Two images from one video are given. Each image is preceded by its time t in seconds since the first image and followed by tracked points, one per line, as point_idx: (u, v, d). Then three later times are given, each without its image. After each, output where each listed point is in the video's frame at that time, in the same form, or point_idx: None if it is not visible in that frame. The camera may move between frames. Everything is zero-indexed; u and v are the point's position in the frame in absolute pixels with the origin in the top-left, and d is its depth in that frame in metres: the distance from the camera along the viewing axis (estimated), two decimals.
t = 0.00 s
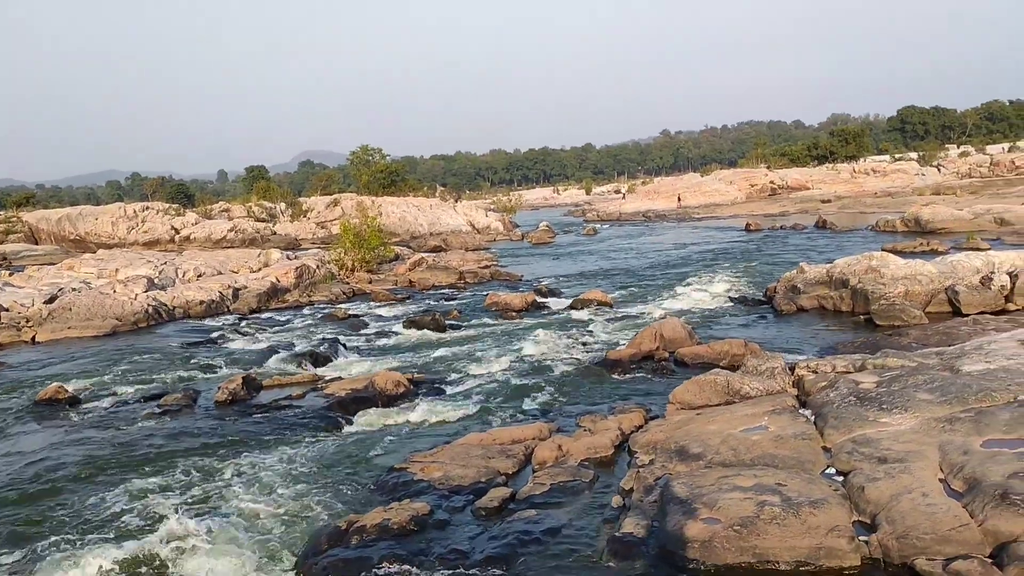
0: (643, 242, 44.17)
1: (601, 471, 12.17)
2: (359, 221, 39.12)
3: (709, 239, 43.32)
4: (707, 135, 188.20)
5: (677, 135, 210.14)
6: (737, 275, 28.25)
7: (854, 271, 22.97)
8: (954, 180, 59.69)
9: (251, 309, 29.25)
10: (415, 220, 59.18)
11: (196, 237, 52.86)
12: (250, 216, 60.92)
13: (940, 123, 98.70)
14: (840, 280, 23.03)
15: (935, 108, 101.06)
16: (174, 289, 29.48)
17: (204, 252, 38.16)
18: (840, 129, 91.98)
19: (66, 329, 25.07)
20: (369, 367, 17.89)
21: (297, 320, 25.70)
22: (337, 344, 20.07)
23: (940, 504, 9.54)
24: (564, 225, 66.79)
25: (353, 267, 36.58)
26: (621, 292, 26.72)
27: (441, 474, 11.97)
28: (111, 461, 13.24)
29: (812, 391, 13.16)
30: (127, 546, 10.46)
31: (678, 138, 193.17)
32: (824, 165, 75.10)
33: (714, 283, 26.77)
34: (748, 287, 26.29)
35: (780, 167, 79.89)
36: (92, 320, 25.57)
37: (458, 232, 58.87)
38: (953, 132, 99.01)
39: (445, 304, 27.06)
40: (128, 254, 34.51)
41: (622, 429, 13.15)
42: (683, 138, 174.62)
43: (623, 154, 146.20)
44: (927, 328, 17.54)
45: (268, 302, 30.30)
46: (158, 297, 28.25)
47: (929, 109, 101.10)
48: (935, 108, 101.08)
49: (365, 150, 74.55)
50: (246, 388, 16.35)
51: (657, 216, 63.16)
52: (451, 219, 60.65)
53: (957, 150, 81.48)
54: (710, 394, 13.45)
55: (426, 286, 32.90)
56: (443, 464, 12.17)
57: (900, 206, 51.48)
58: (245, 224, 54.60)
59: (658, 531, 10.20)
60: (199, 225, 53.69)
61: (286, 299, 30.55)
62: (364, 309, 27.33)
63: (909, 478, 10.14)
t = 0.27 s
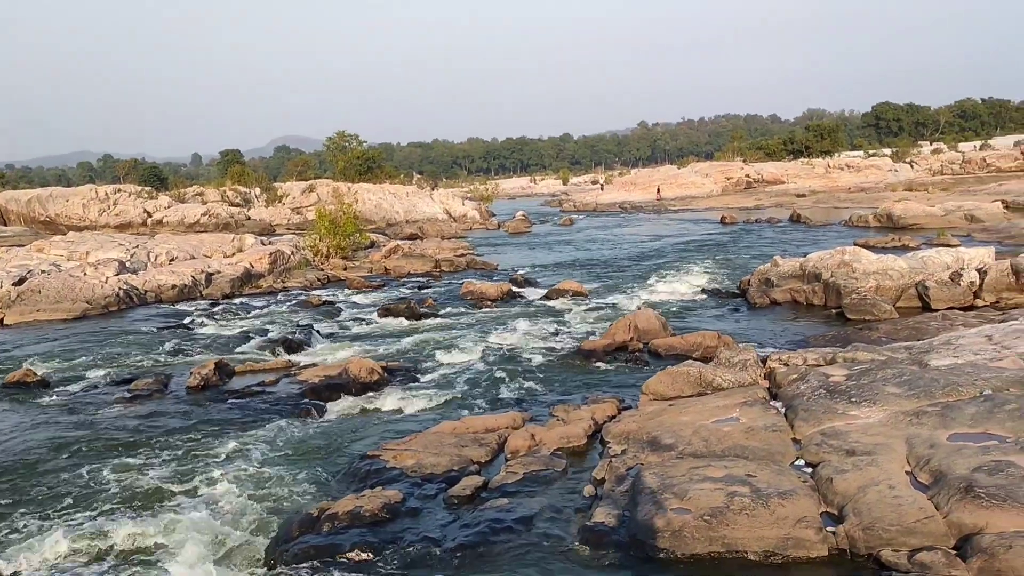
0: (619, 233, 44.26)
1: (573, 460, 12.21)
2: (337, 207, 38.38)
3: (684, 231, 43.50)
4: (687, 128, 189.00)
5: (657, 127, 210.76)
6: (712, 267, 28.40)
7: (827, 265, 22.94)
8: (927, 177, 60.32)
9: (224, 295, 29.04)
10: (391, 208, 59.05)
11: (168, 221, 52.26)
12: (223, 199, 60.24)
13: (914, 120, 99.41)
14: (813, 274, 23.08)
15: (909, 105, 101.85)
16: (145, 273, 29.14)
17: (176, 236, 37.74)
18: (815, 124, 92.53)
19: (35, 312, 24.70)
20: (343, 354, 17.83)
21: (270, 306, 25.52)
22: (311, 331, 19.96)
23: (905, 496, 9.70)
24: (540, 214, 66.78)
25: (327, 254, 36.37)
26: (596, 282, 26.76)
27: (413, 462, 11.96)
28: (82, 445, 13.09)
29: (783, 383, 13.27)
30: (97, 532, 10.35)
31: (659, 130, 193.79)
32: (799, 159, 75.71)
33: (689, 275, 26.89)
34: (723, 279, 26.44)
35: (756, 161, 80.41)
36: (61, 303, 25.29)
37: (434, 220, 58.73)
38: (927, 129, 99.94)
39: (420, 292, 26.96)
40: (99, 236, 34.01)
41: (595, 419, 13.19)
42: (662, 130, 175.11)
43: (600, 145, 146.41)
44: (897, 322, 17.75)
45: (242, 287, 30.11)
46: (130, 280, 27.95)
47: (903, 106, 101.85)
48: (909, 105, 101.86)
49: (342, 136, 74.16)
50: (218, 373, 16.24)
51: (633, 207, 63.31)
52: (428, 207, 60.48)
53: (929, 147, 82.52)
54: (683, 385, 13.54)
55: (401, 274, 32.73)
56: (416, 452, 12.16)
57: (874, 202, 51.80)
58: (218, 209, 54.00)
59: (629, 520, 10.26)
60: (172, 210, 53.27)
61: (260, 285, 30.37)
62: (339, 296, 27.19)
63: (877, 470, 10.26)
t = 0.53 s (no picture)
0: (592, 229, 44.43)
1: (543, 456, 12.23)
2: (309, 200, 38.55)
3: (656, 227, 43.72)
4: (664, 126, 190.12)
5: (631, 124, 211.33)
6: (684, 264, 28.55)
7: (797, 263, 23.24)
8: (896, 178, 61.13)
9: (194, 286, 28.81)
10: (364, 201, 58.85)
11: (137, 212, 51.05)
12: (194, 189, 59.63)
13: (884, 121, 100.62)
14: (783, 272, 23.37)
15: (879, 106, 103.14)
16: (113, 263, 28.79)
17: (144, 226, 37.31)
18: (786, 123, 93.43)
19: None
20: (314, 348, 17.72)
21: (241, 298, 25.31)
22: (282, 324, 19.83)
23: (870, 492, 9.82)
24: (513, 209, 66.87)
25: (299, 247, 36.05)
26: (569, 278, 26.81)
27: (383, 456, 11.93)
28: (47, 438, 12.89)
29: (752, 380, 13.37)
30: (60, 527, 10.20)
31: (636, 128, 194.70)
32: (771, 158, 76.45)
33: (662, 272, 27.00)
34: (694, 277, 26.59)
35: (729, 159, 81.03)
36: (26, 292, 24.99)
37: (407, 213, 58.65)
38: (896, 130, 101.23)
39: (392, 285, 26.89)
40: (65, 225, 33.51)
41: (565, 415, 13.21)
42: (639, 127, 175.86)
43: (574, 141, 146.93)
44: (865, 321, 17.98)
45: (211, 278, 29.92)
46: (97, 270, 27.62)
47: (874, 107, 103.09)
48: (879, 106, 103.15)
49: (315, 128, 73.78)
50: (187, 365, 16.10)
51: (606, 203, 63.56)
52: (401, 201, 60.36)
53: (897, 147, 83.69)
54: (654, 381, 13.59)
55: (373, 267, 32.69)
56: (386, 446, 12.12)
57: (845, 201, 52.29)
58: (189, 199, 53.45)
59: (598, 516, 10.30)
60: (141, 199, 52.23)
61: (230, 277, 30.23)
62: (310, 289, 27.05)
63: (843, 467, 10.38)
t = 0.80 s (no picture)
0: (557, 228, 44.58)
1: (505, 455, 12.23)
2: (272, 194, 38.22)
3: (620, 228, 43.97)
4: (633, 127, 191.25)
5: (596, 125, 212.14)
6: (647, 265, 28.72)
7: (759, 265, 23.48)
8: (855, 183, 62.08)
9: (152, 281, 28.39)
10: (328, 197, 58.44)
11: (95, 204, 49.89)
12: (154, 182, 58.78)
13: (844, 126, 102.26)
14: (745, 274, 23.59)
15: (840, 111, 104.79)
16: (70, 257, 28.24)
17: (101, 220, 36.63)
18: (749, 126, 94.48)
19: None
20: (275, 345, 17.57)
21: (200, 294, 24.99)
22: (243, 321, 19.64)
23: (827, 493, 9.94)
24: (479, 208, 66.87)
25: (262, 242, 36.03)
26: (532, 278, 26.84)
27: (344, 455, 11.85)
28: (8, 432, 12.71)
29: (713, 380, 13.47)
30: (13, 523, 10.03)
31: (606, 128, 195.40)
32: (734, 161, 77.21)
33: (625, 272, 27.14)
34: (657, 278, 26.76)
35: (693, 160, 81.75)
36: None
37: (371, 210, 58.42)
38: (856, 135, 102.91)
39: (356, 283, 26.75)
40: (20, 218, 32.76)
41: (528, 414, 13.22)
42: (609, 127, 176.54)
43: (541, 141, 147.52)
44: (824, 323, 18.24)
45: (171, 274, 29.59)
46: (53, 264, 27.08)
47: (835, 112, 104.66)
48: (840, 111, 104.79)
49: (279, 123, 73.30)
50: (144, 362, 15.87)
51: (571, 203, 63.77)
52: (366, 198, 60.06)
53: (857, 153, 85.09)
54: (616, 381, 13.65)
55: (336, 264, 32.52)
56: (346, 445, 12.05)
57: (806, 205, 52.87)
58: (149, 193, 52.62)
59: (558, 515, 10.32)
60: (99, 192, 51.29)
61: (191, 273, 29.95)
62: (272, 286, 26.81)
63: (800, 467, 10.49)
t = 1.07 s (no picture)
0: (518, 231, 44.74)
1: (463, 457, 12.22)
2: (230, 194, 38.00)
3: (581, 232, 44.19)
4: (600, 131, 192.31)
5: (561, 128, 212.80)
6: (607, 269, 28.87)
7: (717, 270, 23.64)
8: (812, 190, 63.18)
9: (106, 281, 27.91)
10: (288, 198, 57.96)
11: (47, 202, 49.05)
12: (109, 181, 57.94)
13: (802, 134, 104.11)
14: (704, 279, 23.76)
15: (798, 119, 106.65)
16: (20, 256, 27.64)
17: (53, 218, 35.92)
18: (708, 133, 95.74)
19: None
20: (232, 347, 17.38)
21: (155, 295, 24.62)
22: (199, 322, 19.39)
23: (781, 496, 10.06)
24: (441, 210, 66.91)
25: (219, 243, 35.44)
26: (492, 281, 26.84)
27: (300, 458, 11.77)
28: None
29: (671, 384, 13.58)
30: None
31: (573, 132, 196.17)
32: (694, 167, 78.07)
33: (585, 276, 27.25)
34: (617, 282, 26.92)
35: (654, 165, 82.57)
36: None
37: (332, 211, 58.18)
38: (813, 143, 104.89)
39: (316, 285, 26.56)
40: None
41: (486, 417, 13.21)
42: (575, 131, 177.40)
43: (503, 144, 148.26)
44: (781, 329, 18.52)
45: (125, 274, 29.14)
46: (2, 263, 26.48)
47: (793, 120, 106.46)
48: (797, 120, 106.64)
49: (238, 122, 72.83)
50: (96, 363, 15.60)
51: (532, 206, 64.01)
52: (326, 199, 59.70)
53: (814, 160, 86.53)
54: (575, 384, 13.69)
55: (295, 265, 32.27)
56: (303, 447, 11.96)
57: (763, 211, 53.57)
58: (103, 191, 51.75)
59: (515, 519, 10.33)
60: (52, 190, 50.32)
61: (145, 272, 29.52)
62: (229, 287, 26.51)
63: (756, 470, 10.60)
